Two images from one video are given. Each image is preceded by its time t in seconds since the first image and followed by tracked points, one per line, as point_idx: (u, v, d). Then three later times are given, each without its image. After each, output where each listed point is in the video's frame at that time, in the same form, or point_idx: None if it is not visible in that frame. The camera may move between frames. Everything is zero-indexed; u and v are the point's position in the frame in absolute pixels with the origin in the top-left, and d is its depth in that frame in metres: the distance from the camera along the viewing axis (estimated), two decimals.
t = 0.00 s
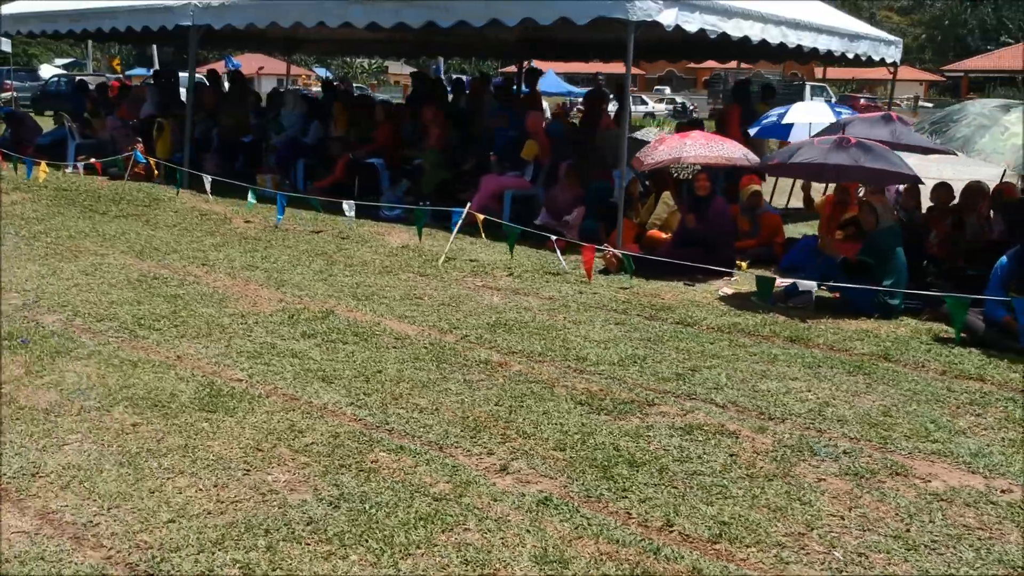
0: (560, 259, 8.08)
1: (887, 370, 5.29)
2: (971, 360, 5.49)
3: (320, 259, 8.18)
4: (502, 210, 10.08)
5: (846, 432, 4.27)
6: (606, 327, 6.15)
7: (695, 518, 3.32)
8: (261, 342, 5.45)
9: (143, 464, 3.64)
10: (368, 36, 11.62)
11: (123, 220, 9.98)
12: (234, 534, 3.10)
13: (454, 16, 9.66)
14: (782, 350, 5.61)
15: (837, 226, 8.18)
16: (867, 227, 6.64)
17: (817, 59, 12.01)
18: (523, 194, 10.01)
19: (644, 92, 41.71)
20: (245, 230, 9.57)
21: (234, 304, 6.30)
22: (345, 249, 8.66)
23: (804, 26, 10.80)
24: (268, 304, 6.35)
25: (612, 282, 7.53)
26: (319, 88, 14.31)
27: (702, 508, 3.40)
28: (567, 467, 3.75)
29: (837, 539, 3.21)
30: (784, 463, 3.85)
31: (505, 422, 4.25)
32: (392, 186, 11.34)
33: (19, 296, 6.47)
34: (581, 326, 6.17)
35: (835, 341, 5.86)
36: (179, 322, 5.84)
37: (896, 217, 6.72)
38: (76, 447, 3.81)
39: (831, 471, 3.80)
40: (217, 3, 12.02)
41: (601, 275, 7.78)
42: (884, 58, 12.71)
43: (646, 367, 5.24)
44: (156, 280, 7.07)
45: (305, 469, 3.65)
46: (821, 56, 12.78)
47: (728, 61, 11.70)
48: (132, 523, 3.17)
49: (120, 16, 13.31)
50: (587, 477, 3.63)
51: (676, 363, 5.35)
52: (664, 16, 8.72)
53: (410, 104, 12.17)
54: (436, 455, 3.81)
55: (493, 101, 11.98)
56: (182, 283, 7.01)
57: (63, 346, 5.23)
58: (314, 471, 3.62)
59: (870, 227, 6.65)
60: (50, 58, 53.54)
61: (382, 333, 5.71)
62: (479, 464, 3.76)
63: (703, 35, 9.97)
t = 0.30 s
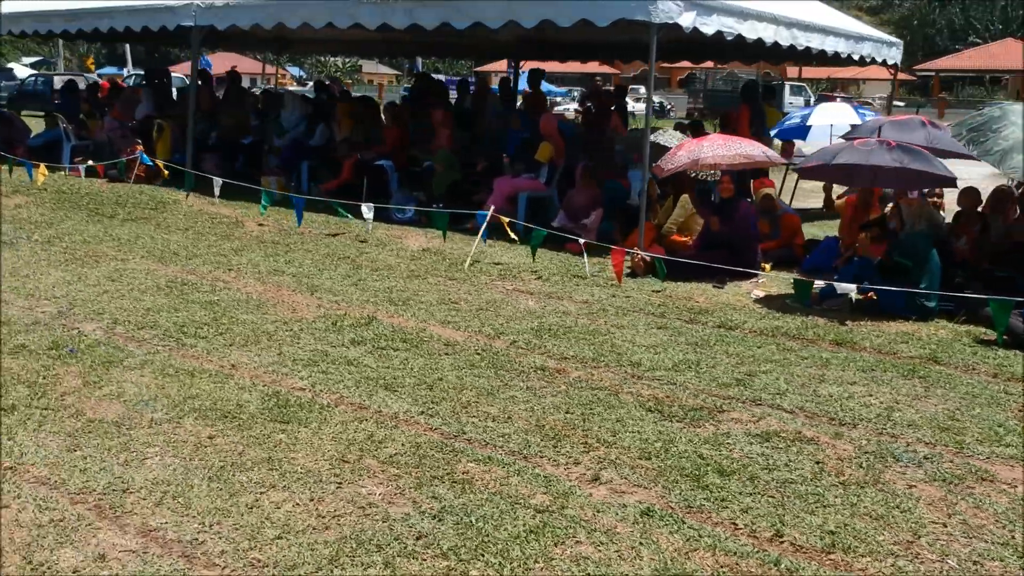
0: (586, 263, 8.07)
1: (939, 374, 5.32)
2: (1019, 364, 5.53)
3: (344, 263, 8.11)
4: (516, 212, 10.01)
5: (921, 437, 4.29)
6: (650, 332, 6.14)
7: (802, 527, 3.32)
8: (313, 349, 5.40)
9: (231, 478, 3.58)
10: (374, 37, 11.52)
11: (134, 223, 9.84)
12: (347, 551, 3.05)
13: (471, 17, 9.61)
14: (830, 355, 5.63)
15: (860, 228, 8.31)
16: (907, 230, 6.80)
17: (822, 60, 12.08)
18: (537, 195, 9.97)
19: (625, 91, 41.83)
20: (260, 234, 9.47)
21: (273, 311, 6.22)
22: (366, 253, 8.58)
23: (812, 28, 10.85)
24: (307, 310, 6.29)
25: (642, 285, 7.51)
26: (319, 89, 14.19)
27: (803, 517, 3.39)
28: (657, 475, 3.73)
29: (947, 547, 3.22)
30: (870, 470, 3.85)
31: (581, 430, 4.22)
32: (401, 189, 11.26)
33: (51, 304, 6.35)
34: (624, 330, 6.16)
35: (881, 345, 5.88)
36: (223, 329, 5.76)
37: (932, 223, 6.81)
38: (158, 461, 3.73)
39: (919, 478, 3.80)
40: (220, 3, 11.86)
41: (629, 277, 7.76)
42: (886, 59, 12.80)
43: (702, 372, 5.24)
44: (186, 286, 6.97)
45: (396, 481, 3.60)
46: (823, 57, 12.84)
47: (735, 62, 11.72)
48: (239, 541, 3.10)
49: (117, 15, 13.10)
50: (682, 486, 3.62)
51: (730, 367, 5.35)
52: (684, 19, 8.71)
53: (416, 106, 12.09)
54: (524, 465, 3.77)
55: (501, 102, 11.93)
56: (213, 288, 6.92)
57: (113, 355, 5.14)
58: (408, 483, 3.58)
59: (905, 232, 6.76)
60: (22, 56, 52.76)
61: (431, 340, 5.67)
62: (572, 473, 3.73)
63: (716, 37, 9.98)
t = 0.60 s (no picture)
0: (601, 268, 8.08)
1: (978, 376, 5.41)
2: None
3: (357, 270, 8.03)
4: (518, 215, 10.00)
5: (983, 441, 4.36)
6: (683, 337, 6.16)
7: (902, 535, 3.36)
8: (358, 360, 5.34)
9: (321, 496, 3.53)
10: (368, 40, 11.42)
11: (132, 230, 9.66)
12: (464, 570, 3.03)
13: (475, 20, 9.54)
14: (868, 359, 5.70)
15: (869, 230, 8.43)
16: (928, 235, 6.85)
17: (812, 64, 12.23)
18: (539, 199, 9.97)
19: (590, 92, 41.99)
20: (264, 239, 9.35)
21: (305, 320, 6.15)
22: (377, 259, 8.52)
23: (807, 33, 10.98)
24: (337, 319, 6.22)
25: (661, 289, 7.55)
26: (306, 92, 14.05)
27: (899, 526, 3.43)
28: (743, 485, 3.75)
29: None
30: (946, 476, 3.91)
31: (653, 439, 4.23)
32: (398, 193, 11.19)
33: (74, 316, 6.20)
34: (658, 336, 6.17)
35: (913, 348, 5.97)
36: (260, 340, 5.68)
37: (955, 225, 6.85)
38: (241, 479, 3.66)
39: (996, 483, 3.87)
40: (210, 5, 11.68)
41: (647, 282, 7.78)
42: (872, 63, 13.00)
43: (749, 377, 5.27)
44: (205, 296, 6.85)
45: (488, 497, 3.58)
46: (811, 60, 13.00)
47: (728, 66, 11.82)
48: (351, 562, 3.07)
49: (100, 17, 12.84)
50: (771, 496, 3.64)
51: (774, 373, 5.39)
52: (692, 23, 8.76)
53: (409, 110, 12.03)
54: (610, 478, 3.77)
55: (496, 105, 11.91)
56: (235, 297, 6.82)
57: (156, 368, 5.04)
58: (502, 498, 3.56)
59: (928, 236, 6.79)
60: None
61: (472, 349, 5.64)
62: (659, 484, 3.74)
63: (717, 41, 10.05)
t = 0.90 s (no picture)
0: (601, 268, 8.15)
1: (996, 369, 5.61)
2: None
3: (358, 273, 7.97)
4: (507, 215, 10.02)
5: None
6: (703, 336, 6.25)
7: (982, 526, 3.47)
8: (394, 365, 5.31)
9: (410, 503, 3.51)
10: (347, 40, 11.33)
11: (115, 235, 9.44)
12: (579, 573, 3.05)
13: (464, 21, 9.53)
14: (887, 355, 5.86)
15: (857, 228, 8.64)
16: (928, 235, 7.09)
17: (783, 64, 12.47)
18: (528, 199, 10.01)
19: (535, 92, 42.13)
20: (255, 243, 9.22)
21: (326, 326, 6.08)
22: (374, 262, 8.46)
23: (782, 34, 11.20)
24: (358, 324, 6.16)
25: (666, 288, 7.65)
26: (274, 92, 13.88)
27: (977, 517, 3.54)
28: (815, 481, 3.83)
29: None
30: (1003, 468, 4.04)
31: (713, 437, 4.29)
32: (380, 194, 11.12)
33: (87, 325, 6.04)
34: (677, 335, 6.24)
35: (926, 342, 6.16)
36: (288, 346, 5.61)
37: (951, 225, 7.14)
38: (323, 488, 3.62)
39: None
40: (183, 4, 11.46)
41: (650, 282, 7.88)
42: (838, 63, 13.31)
43: (781, 374, 5.37)
44: (215, 302, 6.73)
45: (574, 499, 3.60)
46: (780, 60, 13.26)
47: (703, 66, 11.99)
48: (465, 568, 3.07)
49: (63, 16, 12.51)
50: (848, 491, 3.73)
51: (802, 370, 5.50)
52: (683, 25, 8.87)
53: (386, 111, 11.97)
54: (687, 477, 3.81)
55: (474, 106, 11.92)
56: (245, 303, 6.71)
57: (194, 376, 4.95)
58: (590, 500, 3.58)
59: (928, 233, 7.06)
60: None
61: (502, 352, 5.64)
62: (735, 483, 3.80)
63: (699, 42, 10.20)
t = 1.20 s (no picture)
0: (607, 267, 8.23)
1: (1016, 358, 5.82)
2: None
3: (366, 275, 7.92)
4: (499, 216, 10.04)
5: None
6: (728, 332, 6.36)
7: None
8: (442, 366, 5.32)
9: (515, 502, 3.53)
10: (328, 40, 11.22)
11: (104, 239, 9.23)
12: (706, 566, 3.11)
13: (457, 20, 9.52)
14: (910, 347, 6.04)
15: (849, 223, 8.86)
16: (929, 230, 7.30)
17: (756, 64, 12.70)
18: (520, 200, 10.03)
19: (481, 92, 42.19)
20: (251, 245, 9.10)
21: (359, 328, 6.05)
22: (378, 263, 8.42)
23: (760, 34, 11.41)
24: (388, 326, 6.15)
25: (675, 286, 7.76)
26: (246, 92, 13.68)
27: None
28: (893, 471, 3.95)
29: None
30: None
31: (781, 431, 4.39)
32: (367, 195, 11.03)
33: (113, 332, 5.92)
34: (704, 332, 6.35)
35: (941, 334, 6.37)
36: (328, 349, 5.57)
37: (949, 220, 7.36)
38: (423, 490, 3.63)
39: None
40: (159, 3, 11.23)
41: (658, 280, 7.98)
42: (806, 63, 13.60)
43: (818, 369, 5.51)
44: (234, 306, 6.64)
45: (673, 494, 3.66)
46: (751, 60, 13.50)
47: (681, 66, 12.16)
48: (593, 565, 3.10)
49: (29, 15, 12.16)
50: (928, 480, 3.86)
51: (837, 363, 5.64)
52: (677, 26, 8.98)
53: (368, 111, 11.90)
54: (772, 471, 3.90)
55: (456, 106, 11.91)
56: (267, 307, 6.63)
57: (246, 382, 4.89)
58: (688, 495, 3.65)
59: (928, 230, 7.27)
60: None
61: (542, 351, 5.69)
62: (820, 475, 3.90)
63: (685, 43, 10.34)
